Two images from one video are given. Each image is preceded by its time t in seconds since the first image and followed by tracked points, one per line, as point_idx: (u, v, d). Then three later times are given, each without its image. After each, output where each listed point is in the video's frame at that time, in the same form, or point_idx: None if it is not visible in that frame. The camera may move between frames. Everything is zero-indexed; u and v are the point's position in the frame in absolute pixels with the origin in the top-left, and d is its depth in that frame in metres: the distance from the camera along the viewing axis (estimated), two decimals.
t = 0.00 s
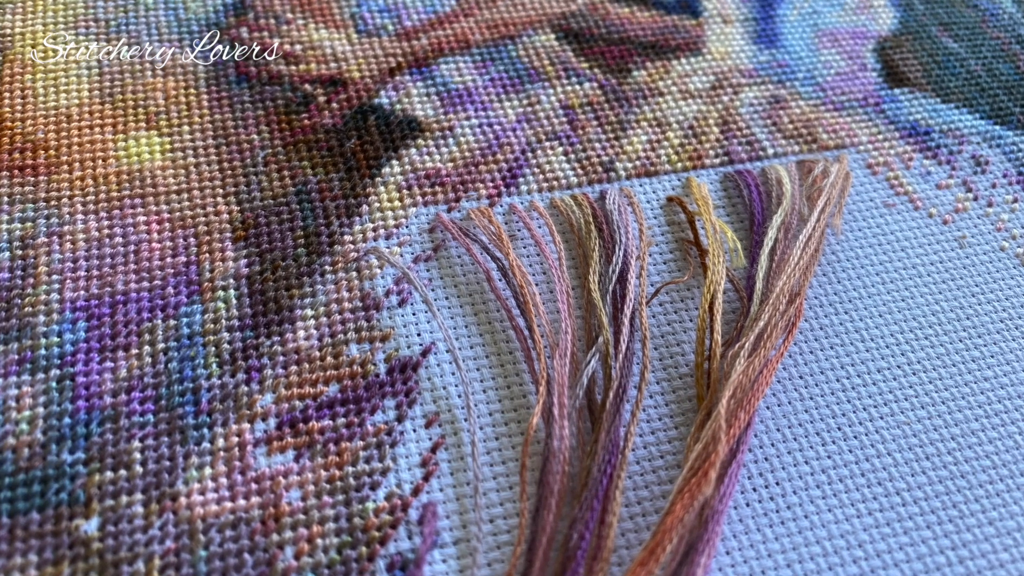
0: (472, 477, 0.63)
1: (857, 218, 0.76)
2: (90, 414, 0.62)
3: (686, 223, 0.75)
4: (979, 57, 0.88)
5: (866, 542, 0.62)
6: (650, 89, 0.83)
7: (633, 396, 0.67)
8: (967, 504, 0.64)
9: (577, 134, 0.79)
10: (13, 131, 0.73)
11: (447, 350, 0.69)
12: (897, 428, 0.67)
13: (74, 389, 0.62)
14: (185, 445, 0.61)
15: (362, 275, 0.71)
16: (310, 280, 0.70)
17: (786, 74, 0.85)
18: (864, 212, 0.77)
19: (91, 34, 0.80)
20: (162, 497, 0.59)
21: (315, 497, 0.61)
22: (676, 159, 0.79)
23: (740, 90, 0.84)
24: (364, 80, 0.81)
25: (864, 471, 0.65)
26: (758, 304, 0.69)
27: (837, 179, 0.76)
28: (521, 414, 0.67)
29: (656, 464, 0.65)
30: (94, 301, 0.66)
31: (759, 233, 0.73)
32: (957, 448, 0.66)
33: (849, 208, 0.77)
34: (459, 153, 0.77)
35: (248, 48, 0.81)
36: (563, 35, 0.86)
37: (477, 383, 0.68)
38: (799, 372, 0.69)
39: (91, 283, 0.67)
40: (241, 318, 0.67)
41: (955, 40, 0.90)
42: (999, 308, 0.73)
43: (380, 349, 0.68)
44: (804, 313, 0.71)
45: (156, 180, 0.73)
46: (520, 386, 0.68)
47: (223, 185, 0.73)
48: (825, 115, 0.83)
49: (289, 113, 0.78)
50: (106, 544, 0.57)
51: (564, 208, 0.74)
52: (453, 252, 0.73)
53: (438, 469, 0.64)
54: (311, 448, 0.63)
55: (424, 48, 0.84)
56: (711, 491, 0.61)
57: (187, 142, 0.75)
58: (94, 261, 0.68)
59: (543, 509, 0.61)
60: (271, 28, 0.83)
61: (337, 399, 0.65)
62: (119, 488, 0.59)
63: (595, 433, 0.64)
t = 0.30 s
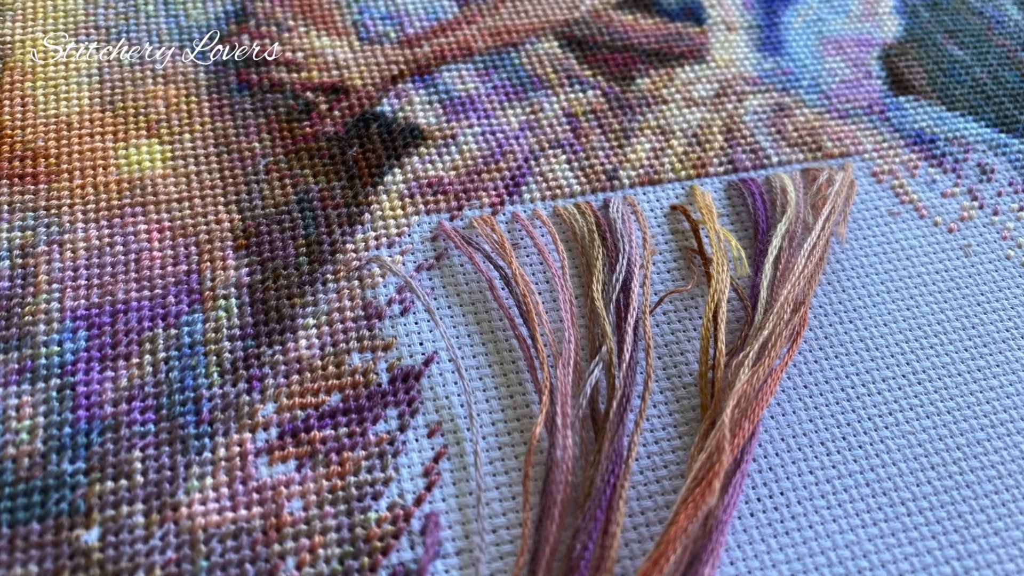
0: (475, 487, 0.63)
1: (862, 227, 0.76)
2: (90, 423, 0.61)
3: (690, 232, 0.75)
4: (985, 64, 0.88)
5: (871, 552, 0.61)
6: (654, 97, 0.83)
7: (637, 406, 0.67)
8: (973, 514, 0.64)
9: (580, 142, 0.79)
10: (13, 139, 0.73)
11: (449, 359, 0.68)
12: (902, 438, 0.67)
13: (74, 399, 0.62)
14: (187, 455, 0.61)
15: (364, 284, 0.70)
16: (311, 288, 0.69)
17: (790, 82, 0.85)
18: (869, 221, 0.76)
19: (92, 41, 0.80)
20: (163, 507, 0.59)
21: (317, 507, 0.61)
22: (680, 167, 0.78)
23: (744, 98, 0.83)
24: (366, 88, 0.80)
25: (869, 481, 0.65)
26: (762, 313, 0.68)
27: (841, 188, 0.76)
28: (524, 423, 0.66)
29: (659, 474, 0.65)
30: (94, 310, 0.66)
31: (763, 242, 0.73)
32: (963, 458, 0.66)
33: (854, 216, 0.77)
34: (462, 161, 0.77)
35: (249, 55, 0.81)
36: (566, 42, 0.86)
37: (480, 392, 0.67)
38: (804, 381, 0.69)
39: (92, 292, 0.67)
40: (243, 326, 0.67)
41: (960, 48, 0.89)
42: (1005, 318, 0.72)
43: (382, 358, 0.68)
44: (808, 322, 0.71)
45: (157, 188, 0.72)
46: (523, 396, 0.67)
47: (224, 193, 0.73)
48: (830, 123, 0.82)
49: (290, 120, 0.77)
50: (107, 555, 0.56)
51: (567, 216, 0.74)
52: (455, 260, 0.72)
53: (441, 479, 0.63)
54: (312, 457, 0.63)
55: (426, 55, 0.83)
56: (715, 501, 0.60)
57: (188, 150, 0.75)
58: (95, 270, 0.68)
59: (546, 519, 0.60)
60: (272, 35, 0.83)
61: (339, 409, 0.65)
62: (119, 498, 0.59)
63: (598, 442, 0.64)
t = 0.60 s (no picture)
0: (477, 497, 0.63)
1: (867, 235, 0.76)
2: (91, 433, 0.61)
3: (694, 240, 0.74)
4: (990, 72, 0.88)
5: (876, 563, 0.61)
6: (658, 104, 0.82)
7: (640, 415, 0.66)
8: (978, 524, 0.63)
9: (583, 150, 0.78)
10: (13, 147, 0.72)
11: (452, 368, 0.68)
12: (907, 448, 0.66)
13: (75, 409, 0.62)
14: (188, 465, 0.61)
15: (366, 293, 0.70)
16: (313, 297, 0.69)
17: (795, 89, 0.84)
18: (873, 229, 0.76)
19: (92, 48, 0.80)
20: (163, 518, 0.58)
21: (319, 517, 0.60)
22: (684, 176, 0.78)
23: (749, 106, 0.83)
24: (369, 96, 0.80)
25: (874, 490, 0.64)
26: (767, 321, 0.68)
27: (846, 196, 0.75)
28: (527, 433, 0.66)
29: (663, 484, 0.64)
30: (95, 319, 0.66)
31: (767, 250, 0.72)
32: (968, 468, 0.65)
33: (859, 224, 0.76)
34: (464, 169, 0.76)
35: (251, 63, 0.81)
36: (569, 50, 0.85)
37: (482, 402, 0.67)
38: (808, 390, 0.68)
39: (92, 300, 0.66)
40: (244, 336, 0.67)
41: (966, 55, 0.89)
42: (1010, 327, 0.72)
43: (384, 368, 0.67)
44: (813, 330, 0.70)
45: (158, 197, 0.72)
46: (526, 406, 0.67)
47: (226, 201, 0.72)
48: (834, 131, 0.82)
49: (292, 128, 0.77)
50: (107, 565, 0.56)
51: (570, 224, 0.73)
52: (458, 269, 0.72)
53: (443, 488, 0.63)
54: (314, 467, 0.62)
55: (428, 63, 0.83)
56: (719, 511, 0.60)
57: (189, 158, 0.74)
58: (95, 278, 0.67)
59: (549, 529, 0.60)
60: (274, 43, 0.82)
61: (341, 418, 0.64)
62: (120, 508, 0.58)
63: (602, 452, 0.63)
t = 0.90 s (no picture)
0: (480, 507, 0.62)
1: (872, 244, 0.75)
2: (91, 443, 0.60)
3: (698, 249, 0.74)
4: (996, 80, 0.87)
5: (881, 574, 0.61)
6: (661, 112, 0.82)
7: (644, 425, 0.66)
8: (984, 535, 0.63)
9: (587, 158, 0.78)
10: (13, 155, 0.72)
11: (455, 378, 0.67)
12: (913, 457, 0.66)
13: (75, 418, 0.61)
14: (189, 475, 0.60)
15: (368, 302, 0.69)
16: (315, 307, 0.69)
17: (799, 98, 0.84)
18: (879, 238, 0.76)
19: (93, 56, 0.79)
20: (164, 528, 0.58)
21: (321, 528, 0.60)
22: (688, 184, 0.77)
23: (753, 114, 0.82)
24: (371, 104, 0.80)
25: (879, 501, 0.64)
26: (771, 331, 0.68)
27: (851, 205, 0.75)
28: (530, 443, 0.65)
29: (667, 494, 0.64)
30: (95, 328, 0.65)
31: (772, 259, 0.72)
32: (974, 478, 0.65)
33: (864, 233, 0.76)
34: (467, 178, 0.76)
35: (252, 71, 0.80)
36: (572, 58, 0.85)
37: (485, 411, 0.66)
38: (813, 400, 0.68)
39: (93, 309, 0.66)
40: (245, 345, 0.66)
41: (971, 63, 0.89)
42: (1016, 336, 0.71)
43: (387, 377, 0.67)
44: (818, 340, 0.70)
45: (159, 205, 0.71)
46: (529, 416, 0.67)
47: (227, 210, 0.72)
48: (839, 139, 0.81)
49: (293, 136, 0.76)
50: None
51: (574, 233, 0.73)
52: (460, 278, 0.72)
53: (446, 499, 0.62)
54: (316, 477, 0.62)
55: (431, 71, 0.83)
56: (723, 521, 0.59)
57: (190, 167, 0.74)
58: (95, 288, 0.67)
59: (552, 540, 0.59)
60: (275, 51, 0.82)
61: (342, 428, 0.64)
62: (121, 518, 0.58)
63: (605, 462, 0.63)
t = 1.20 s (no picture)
0: (483, 518, 0.62)
1: (877, 253, 0.75)
2: (92, 453, 0.60)
3: (702, 258, 0.73)
4: (1002, 88, 0.87)
5: None
6: (665, 120, 0.81)
7: (648, 435, 0.65)
8: (990, 545, 0.62)
9: (590, 166, 0.78)
10: (13, 163, 0.71)
11: (457, 388, 0.67)
12: (918, 467, 0.65)
13: (76, 428, 0.61)
14: (190, 485, 0.60)
15: (370, 311, 0.69)
16: (317, 316, 0.68)
17: (804, 105, 0.84)
18: (883, 246, 0.75)
19: (93, 64, 0.79)
20: (165, 538, 0.57)
21: (322, 538, 0.59)
22: (691, 193, 0.77)
23: (757, 122, 0.82)
24: (373, 112, 0.79)
25: (884, 511, 0.63)
26: (775, 340, 0.67)
27: (856, 213, 0.75)
28: (533, 453, 0.65)
29: (671, 505, 0.63)
30: (96, 338, 0.65)
31: (776, 268, 0.72)
32: (979, 488, 0.65)
33: (869, 242, 0.75)
34: (470, 186, 0.76)
35: (254, 78, 0.80)
36: (575, 65, 0.85)
37: (488, 421, 0.66)
38: (817, 410, 0.67)
39: (93, 319, 0.66)
40: (246, 354, 0.66)
41: (977, 71, 0.88)
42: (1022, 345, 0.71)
43: (389, 387, 0.66)
44: (822, 349, 0.69)
45: (160, 214, 0.71)
46: (532, 426, 0.66)
47: (228, 219, 0.71)
48: (844, 147, 0.81)
49: (295, 144, 0.76)
50: None
51: (577, 242, 0.73)
52: (463, 287, 0.71)
53: (448, 509, 0.62)
54: (318, 487, 0.61)
55: (433, 78, 0.82)
56: (728, 531, 0.59)
57: (191, 175, 0.73)
58: (96, 296, 0.66)
59: (555, 551, 0.59)
60: (277, 58, 0.82)
61: (344, 438, 0.64)
62: (121, 528, 0.57)
63: (608, 472, 0.62)
